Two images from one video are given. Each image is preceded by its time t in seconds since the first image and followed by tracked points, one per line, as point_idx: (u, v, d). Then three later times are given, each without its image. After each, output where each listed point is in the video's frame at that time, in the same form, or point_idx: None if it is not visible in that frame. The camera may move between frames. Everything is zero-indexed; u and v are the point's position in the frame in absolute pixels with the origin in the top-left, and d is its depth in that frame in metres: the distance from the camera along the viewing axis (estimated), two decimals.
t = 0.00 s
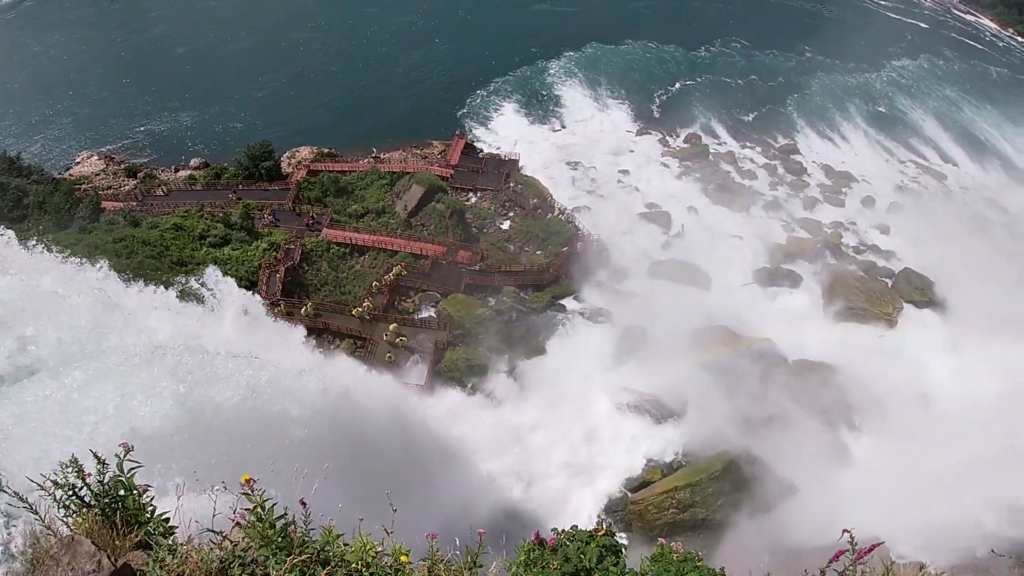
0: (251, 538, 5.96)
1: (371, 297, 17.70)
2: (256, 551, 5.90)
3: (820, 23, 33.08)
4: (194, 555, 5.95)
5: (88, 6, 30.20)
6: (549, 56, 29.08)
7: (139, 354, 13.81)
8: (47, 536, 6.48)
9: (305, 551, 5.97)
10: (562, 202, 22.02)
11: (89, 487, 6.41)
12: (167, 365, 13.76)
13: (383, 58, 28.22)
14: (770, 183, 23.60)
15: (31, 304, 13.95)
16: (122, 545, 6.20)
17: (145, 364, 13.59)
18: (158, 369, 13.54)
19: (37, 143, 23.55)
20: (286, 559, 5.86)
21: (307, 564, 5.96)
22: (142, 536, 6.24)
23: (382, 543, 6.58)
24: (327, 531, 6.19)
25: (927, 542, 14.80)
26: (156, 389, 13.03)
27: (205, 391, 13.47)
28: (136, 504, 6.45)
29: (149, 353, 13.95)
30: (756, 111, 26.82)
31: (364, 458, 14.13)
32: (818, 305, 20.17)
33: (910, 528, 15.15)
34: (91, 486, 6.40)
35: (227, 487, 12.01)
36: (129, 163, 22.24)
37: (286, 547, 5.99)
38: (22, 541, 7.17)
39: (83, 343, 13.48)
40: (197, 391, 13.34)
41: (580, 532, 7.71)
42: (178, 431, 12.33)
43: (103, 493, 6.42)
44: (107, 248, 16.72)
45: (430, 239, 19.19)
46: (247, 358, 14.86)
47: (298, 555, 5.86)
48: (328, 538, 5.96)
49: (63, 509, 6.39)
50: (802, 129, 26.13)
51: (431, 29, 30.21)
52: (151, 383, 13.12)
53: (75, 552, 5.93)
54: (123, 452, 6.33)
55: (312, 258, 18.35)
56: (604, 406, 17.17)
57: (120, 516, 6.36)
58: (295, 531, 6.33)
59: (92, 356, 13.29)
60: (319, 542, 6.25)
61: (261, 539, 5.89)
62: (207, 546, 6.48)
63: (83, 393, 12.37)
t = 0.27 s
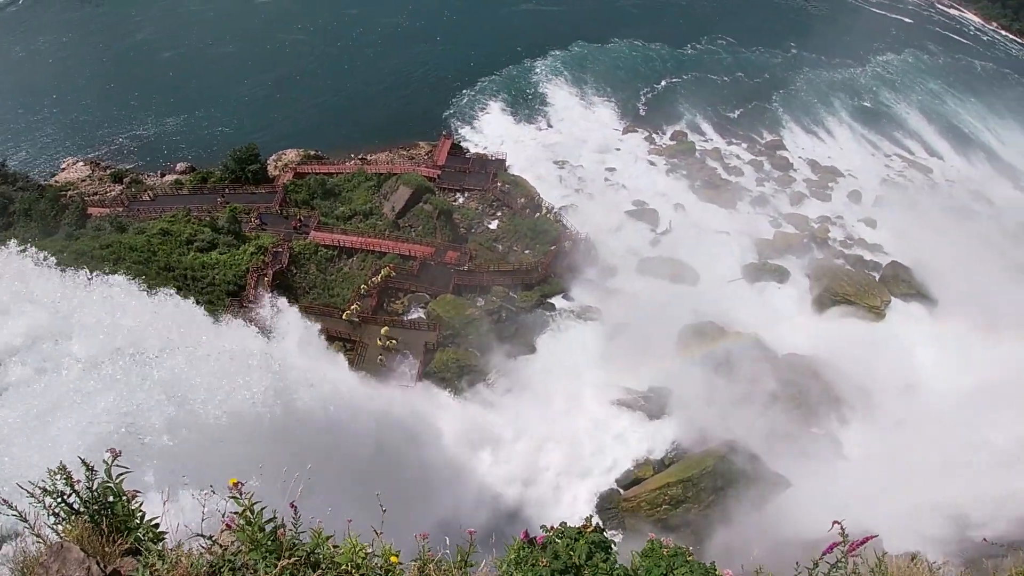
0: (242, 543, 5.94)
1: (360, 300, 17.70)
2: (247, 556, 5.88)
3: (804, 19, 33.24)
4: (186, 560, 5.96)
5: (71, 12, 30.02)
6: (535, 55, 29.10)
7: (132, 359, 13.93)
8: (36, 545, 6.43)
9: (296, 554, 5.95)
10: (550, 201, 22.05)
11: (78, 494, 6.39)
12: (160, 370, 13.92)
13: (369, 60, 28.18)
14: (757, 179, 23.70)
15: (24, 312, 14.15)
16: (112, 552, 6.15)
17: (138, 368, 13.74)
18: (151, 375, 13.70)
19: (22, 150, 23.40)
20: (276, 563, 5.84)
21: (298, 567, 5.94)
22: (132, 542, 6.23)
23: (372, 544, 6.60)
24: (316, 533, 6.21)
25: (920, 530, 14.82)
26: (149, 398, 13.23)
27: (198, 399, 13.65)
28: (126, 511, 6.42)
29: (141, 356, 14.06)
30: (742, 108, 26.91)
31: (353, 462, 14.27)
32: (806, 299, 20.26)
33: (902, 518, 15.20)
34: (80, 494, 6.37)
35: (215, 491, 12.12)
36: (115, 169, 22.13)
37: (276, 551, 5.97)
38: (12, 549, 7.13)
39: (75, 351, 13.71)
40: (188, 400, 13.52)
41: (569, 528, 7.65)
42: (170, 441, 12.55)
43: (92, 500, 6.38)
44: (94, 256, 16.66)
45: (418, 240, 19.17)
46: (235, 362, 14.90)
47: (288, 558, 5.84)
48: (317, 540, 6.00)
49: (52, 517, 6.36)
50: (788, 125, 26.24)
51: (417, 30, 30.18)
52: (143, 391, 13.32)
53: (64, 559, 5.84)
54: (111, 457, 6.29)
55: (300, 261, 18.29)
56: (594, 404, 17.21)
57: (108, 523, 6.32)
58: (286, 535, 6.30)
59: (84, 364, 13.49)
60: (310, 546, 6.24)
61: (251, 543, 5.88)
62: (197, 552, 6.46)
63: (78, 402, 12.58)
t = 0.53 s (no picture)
0: (230, 545, 6.01)
1: (349, 300, 17.67)
2: (236, 557, 5.96)
3: (790, 16, 33.36)
4: (175, 561, 6.02)
5: (56, 15, 29.84)
6: (523, 54, 29.10)
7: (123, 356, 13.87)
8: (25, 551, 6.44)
9: (284, 554, 6.02)
10: (538, 199, 22.08)
11: (67, 498, 6.42)
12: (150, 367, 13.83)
13: (356, 60, 28.12)
14: (744, 175, 23.79)
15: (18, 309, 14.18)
16: (102, 555, 6.17)
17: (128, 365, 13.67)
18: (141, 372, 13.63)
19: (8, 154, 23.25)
20: (265, 564, 5.90)
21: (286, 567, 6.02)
22: (122, 546, 6.25)
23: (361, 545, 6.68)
24: (306, 533, 6.26)
25: (909, 524, 14.98)
26: (139, 396, 13.17)
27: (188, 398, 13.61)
28: (115, 514, 6.46)
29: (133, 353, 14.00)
30: (729, 104, 26.99)
31: (343, 460, 14.30)
32: (795, 295, 20.36)
33: (892, 510, 15.32)
34: (69, 498, 6.40)
35: (203, 493, 12.15)
36: (101, 172, 22.02)
37: (265, 551, 6.04)
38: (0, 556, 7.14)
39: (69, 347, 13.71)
40: (177, 401, 13.51)
41: (557, 524, 7.75)
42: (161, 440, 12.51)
43: (81, 505, 6.41)
44: (81, 260, 16.60)
45: (406, 240, 19.18)
46: (225, 362, 14.85)
47: (277, 558, 5.93)
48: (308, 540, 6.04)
49: (41, 521, 6.37)
50: (775, 121, 26.34)
51: (404, 30, 30.12)
52: (134, 388, 13.27)
53: (53, 564, 5.91)
54: (99, 460, 6.40)
55: (288, 263, 18.28)
56: (584, 402, 17.26)
57: (99, 525, 6.34)
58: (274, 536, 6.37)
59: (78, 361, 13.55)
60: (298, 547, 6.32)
61: (240, 545, 5.94)
62: (187, 556, 6.50)
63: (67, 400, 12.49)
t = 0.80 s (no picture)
0: (222, 547, 6.07)
1: (341, 301, 17.63)
2: (227, 560, 6.01)
3: (779, 13, 33.46)
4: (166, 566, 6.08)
5: (43, 19, 29.71)
6: (512, 53, 29.10)
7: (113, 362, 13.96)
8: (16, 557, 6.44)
9: (275, 556, 6.08)
10: (528, 198, 22.09)
11: (57, 504, 6.37)
12: (140, 372, 13.91)
13: (344, 61, 28.07)
14: (733, 171, 23.86)
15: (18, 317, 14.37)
16: (93, 561, 6.18)
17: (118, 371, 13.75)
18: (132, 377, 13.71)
19: None
20: (257, 567, 5.97)
21: (277, 570, 6.08)
22: (113, 551, 6.25)
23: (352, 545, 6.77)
24: (296, 535, 6.30)
25: (903, 516, 14.97)
26: (132, 400, 13.24)
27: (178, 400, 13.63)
28: (106, 519, 6.46)
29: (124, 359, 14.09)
30: (717, 101, 27.05)
31: (332, 460, 14.13)
32: (785, 290, 20.43)
33: (885, 502, 15.35)
34: (60, 504, 6.40)
35: (192, 497, 12.01)
36: (89, 177, 21.91)
37: (257, 554, 6.10)
38: None
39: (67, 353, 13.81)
40: (168, 404, 13.47)
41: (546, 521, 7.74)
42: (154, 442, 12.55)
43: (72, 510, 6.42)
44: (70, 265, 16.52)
45: (397, 240, 19.20)
46: (216, 365, 14.84)
47: (267, 560, 5.99)
48: (298, 542, 6.08)
49: (33, 527, 6.38)
50: (763, 117, 26.41)
51: (392, 30, 30.07)
52: (126, 392, 13.34)
53: (43, 569, 5.92)
54: (91, 465, 6.40)
55: (278, 265, 18.23)
56: (576, 399, 17.29)
57: (90, 530, 6.33)
58: (265, 538, 6.42)
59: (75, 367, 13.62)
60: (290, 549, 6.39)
61: (232, 547, 6.02)
62: (178, 559, 6.52)
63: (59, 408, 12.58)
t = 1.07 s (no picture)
0: (215, 552, 6.10)
1: (333, 303, 17.62)
2: (220, 565, 6.03)
3: (767, 8, 33.52)
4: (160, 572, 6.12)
5: (31, 25, 29.63)
6: (501, 52, 29.10)
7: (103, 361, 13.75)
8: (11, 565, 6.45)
9: (267, 559, 6.14)
10: (519, 197, 22.10)
11: (50, 512, 6.40)
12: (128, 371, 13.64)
13: (333, 62, 28.05)
14: (723, 167, 23.91)
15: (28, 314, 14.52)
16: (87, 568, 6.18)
17: (108, 369, 13.49)
18: (121, 375, 13.48)
19: None
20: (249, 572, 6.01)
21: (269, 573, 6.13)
22: (107, 557, 6.26)
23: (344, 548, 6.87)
24: (288, 538, 6.36)
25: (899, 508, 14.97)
26: (136, 392, 13.23)
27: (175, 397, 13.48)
28: (100, 526, 6.45)
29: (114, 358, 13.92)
30: (707, 98, 27.08)
31: (323, 461, 13.97)
32: (777, 284, 20.45)
33: (880, 494, 15.36)
34: (53, 511, 6.40)
35: (184, 501, 12.07)
36: (79, 183, 21.86)
37: (248, 557, 6.14)
38: None
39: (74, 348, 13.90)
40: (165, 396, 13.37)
41: (535, 520, 7.68)
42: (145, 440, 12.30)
43: (65, 518, 6.41)
44: (61, 272, 16.52)
45: (388, 241, 19.19)
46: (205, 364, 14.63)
47: (259, 563, 6.05)
48: (290, 544, 6.15)
49: (27, 536, 6.38)
50: (752, 113, 26.45)
51: (382, 32, 30.04)
52: (130, 385, 13.32)
53: None
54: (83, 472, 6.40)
55: (270, 268, 18.24)
56: (569, 397, 17.30)
57: (84, 538, 6.34)
58: (257, 542, 6.46)
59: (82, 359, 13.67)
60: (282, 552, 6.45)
61: (224, 551, 6.04)
62: (172, 566, 6.56)
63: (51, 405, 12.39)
